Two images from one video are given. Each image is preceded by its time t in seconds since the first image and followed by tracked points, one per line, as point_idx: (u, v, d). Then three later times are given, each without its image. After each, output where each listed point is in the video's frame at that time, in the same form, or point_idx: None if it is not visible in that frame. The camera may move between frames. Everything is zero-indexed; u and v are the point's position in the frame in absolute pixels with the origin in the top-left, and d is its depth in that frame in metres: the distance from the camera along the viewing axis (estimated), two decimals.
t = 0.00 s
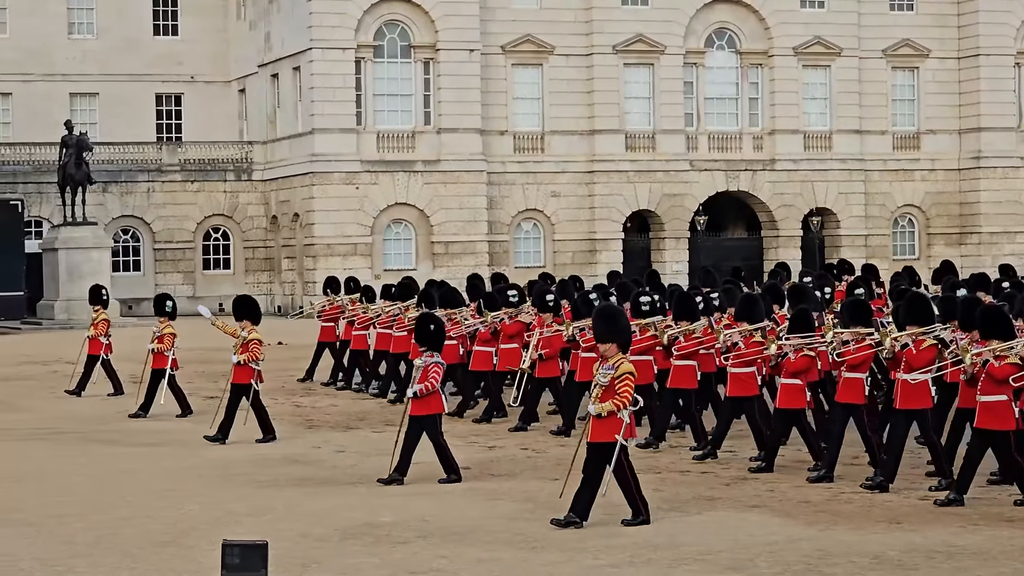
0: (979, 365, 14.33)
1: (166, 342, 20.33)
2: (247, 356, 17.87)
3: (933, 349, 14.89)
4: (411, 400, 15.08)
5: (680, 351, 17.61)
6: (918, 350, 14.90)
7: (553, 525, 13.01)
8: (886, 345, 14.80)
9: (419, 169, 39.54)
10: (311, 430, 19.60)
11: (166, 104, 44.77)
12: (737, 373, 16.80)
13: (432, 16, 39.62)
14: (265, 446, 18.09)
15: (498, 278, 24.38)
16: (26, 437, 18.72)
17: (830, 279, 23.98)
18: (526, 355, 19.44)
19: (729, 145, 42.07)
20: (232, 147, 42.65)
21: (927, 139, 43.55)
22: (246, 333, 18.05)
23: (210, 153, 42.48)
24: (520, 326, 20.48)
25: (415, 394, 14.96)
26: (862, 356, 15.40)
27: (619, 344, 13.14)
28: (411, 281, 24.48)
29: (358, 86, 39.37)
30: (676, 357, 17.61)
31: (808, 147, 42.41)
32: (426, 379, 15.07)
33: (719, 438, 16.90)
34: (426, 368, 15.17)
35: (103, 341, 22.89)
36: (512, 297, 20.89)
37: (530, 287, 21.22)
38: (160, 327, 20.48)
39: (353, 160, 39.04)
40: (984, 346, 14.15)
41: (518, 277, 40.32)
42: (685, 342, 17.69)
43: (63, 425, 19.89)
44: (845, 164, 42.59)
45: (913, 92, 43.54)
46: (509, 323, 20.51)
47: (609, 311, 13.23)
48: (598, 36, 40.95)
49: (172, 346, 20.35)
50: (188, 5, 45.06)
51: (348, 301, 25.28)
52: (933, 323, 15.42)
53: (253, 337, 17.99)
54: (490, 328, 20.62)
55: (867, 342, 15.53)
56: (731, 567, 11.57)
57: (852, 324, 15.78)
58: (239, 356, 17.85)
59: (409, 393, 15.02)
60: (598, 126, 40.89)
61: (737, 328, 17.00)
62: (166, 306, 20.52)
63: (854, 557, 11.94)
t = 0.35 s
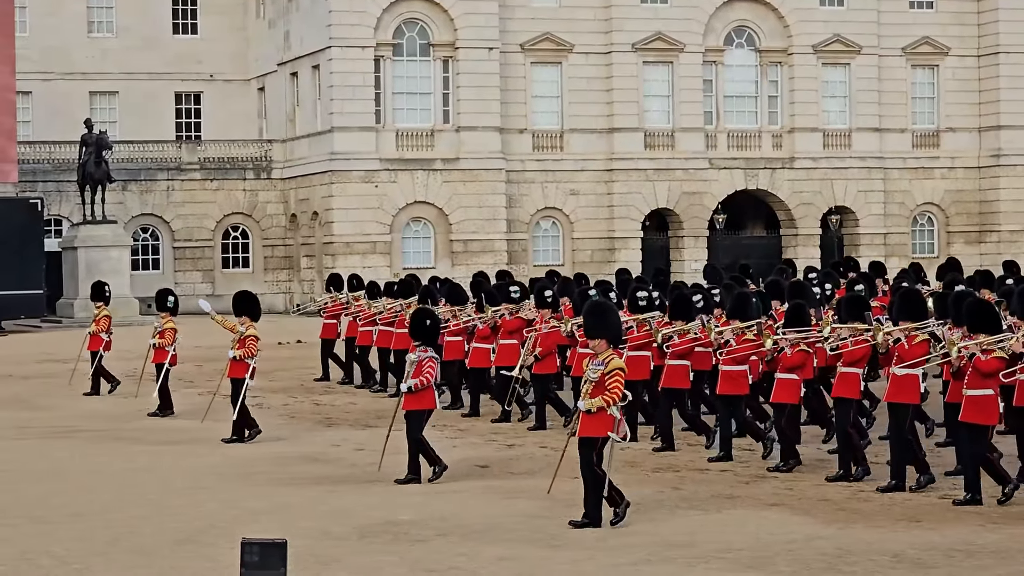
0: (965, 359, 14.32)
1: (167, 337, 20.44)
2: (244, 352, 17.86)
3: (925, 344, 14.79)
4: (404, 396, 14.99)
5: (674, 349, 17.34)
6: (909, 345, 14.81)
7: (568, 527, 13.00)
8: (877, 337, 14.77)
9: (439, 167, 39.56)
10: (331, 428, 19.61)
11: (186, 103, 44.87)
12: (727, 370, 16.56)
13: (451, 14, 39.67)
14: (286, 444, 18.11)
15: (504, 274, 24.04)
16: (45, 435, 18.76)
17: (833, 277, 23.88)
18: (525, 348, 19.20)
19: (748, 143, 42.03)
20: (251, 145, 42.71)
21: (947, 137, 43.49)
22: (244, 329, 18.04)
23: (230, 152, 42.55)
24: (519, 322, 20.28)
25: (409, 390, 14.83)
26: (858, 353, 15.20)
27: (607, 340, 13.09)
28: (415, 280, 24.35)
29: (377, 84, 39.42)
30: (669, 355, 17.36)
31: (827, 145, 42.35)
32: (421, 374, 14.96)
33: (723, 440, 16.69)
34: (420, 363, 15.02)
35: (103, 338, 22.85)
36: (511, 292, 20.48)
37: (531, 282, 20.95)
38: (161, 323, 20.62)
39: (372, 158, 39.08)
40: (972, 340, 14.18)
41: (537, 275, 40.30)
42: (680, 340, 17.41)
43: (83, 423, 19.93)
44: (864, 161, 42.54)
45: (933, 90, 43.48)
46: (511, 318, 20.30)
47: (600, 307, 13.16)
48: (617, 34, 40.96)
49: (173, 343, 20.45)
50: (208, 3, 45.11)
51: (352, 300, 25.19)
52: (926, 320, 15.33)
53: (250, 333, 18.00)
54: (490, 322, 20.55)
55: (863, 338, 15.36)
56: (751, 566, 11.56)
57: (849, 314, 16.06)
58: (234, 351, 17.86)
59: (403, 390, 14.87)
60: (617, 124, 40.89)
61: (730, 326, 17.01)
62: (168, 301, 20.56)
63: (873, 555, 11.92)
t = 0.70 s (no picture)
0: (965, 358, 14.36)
1: (173, 337, 20.15)
2: (247, 351, 17.65)
3: (925, 342, 14.69)
4: (407, 392, 14.97)
5: (676, 345, 17.51)
6: (910, 344, 14.71)
7: (548, 527, 12.85)
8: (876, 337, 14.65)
9: (457, 165, 39.57)
10: (349, 426, 19.63)
11: (204, 101, 44.95)
12: (730, 367, 16.84)
13: (469, 13, 39.71)
14: (306, 443, 18.11)
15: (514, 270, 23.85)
16: (65, 433, 18.77)
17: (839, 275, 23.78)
18: (526, 342, 18.86)
19: (766, 141, 42.00)
20: (270, 144, 42.80)
21: (965, 134, 43.42)
22: (245, 328, 17.91)
23: (248, 150, 42.60)
24: (526, 321, 20.24)
25: (413, 387, 14.80)
26: (861, 355, 15.14)
27: (605, 340, 12.92)
28: (422, 278, 24.20)
29: (395, 82, 39.45)
30: (671, 351, 17.52)
31: (846, 143, 42.30)
32: (424, 371, 14.94)
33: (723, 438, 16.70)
34: (423, 361, 15.00)
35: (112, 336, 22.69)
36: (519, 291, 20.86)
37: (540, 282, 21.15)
38: (169, 322, 20.45)
39: (390, 157, 39.08)
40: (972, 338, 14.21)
41: (556, 273, 40.29)
42: (681, 337, 17.57)
43: (102, 421, 19.94)
44: (884, 159, 42.49)
45: (951, 88, 43.43)
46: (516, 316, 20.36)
47: (596, 305, 13.00)
48: (636, 31, 40.95)
49: (179, 341, 20.16)
50: (226, 2, 45.15)
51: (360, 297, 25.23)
52: (928, 317, 15.26)
53: (253, 332, 17.85)
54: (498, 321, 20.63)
55: (866, 342, 15.23)
56: (770, 563, 11.55)
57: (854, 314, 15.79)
58: (237, 350, 17.63)
59: (406, 387, 14.82)
60: (636, 122, 40.91)
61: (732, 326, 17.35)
62: (175, 299, 20.54)
63: (892, 553, 11.91)
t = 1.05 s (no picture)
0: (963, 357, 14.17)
1: (174, 338, 19.99)
2: (246, 353, 17.54)
3: (923, 345, 14.59)
4: (405, 396, 14.82)
5: (678, 347, 17.38)
6: (908, 347, 14.63)
7: (542, 529, 12.74)
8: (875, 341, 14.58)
9: (474, 164, 39.59)
10: (366, 425, 19.63)
11: (223, 100, 45.00)
12: (729, 370, 16.49)
13: (486, 12, 39.73)
14: (324, 441, 18.13)
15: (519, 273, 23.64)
16: (83, 432, 18.81)
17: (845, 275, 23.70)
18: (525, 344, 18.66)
19: (784, 140, 41.95)
20: (288, 142, 42.87)
21: (984, 133, 43.34)
22: (244, 330, 17.73)
23: (266, 149, 42.66)
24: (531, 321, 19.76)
25: (409, 392, 14.65)
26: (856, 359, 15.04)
27: (600, 342, 12.73)
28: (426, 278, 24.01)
29: (412, 81, 39.46)
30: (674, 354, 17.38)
31: (864, 142, 42.27)
32: (421, 375, 14.80)
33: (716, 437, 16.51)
34: (420, 365, 14.86)
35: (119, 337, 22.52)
36: (523, 293, 20.76)
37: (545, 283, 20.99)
38: (169, 324, 20.31)
39: (408, 155, 39.10)
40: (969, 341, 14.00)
41: (573, 271, 40.31)
42: (685, 339, 17.44)
43: (121, 420, 19.96)
44: (901, 158, 42.49)
45: (970, 86, 43.35)
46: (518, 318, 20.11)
47: (590, 307, 12.83)
48: (653, 31, 40.94)
49: (180, 343, 20.00)
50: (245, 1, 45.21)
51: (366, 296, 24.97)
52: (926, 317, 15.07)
53: (252, 334, 17.70)
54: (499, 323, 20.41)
55: (863, 344, 15.16)
56: (787, 563, 11.55)
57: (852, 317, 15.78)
58: (236, 353, 17.52)
59: (404, 391, 14.67)
60: (653, 121, 40.91)
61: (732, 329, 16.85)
62: (177, 301, 20.40)
63: (910, 552, 11.91)
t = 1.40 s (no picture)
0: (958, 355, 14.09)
1: (173, 335, 20.15)
2: (243, 350, 17.55)
3: (915, 344, 14.33)
4: (401, 391, 14.78)
5: (676, 346, 16.87)
6: (899, 346, 14.39)
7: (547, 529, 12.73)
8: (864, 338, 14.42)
9: (491, 163, 39.60)
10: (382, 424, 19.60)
11: (240, 99, 45.03)
12: (723, 369, 16.18)
13: (503, 11, 39.72)
14: (340, 440, 18.12)
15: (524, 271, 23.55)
16: (99, 431, 18.82)
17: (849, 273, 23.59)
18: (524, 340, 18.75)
19: (802, 139, 41.91)
20: (305, 141, 42.91)
21: (1002, 132, 43.24)
22: (242, 326, 17.73)
23: (283, 148, 42.70)
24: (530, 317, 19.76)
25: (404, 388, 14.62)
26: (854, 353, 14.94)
27: (592, 338, 12.74)
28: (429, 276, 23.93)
29: (429, 81, 39.47)
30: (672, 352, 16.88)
31: (882, 141, 42.23)
32: (417, 371, 14.70)
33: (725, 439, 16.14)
34: (417, 360, 14.74)
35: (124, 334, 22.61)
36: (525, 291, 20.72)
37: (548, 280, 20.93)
38: (169, 319, 20.37)
39: (425, 155, 39.10)
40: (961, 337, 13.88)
41: (590, 270, 40.32)
42: (683, 337, 16.93)
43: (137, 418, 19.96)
44: (919, 158, 42.46)
45: (988, 86, 43.26)
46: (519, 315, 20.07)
47: (585, 302, 12.87)
48: (670, 30, 40.92)
49: (179, 339, 20.17)
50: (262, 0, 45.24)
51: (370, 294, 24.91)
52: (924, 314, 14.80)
53: (249, 330, 17.69)
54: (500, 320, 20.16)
55: (861, 341, 15.00)
56: (804, 562, 11.53)
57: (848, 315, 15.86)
58: (233, 349, 17.54)
59: (399, 386, 14.66)
60: (670, 120, 40.90)
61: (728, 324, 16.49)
62: (176, 298, 20.37)
63: (927, 552, 11.88)
